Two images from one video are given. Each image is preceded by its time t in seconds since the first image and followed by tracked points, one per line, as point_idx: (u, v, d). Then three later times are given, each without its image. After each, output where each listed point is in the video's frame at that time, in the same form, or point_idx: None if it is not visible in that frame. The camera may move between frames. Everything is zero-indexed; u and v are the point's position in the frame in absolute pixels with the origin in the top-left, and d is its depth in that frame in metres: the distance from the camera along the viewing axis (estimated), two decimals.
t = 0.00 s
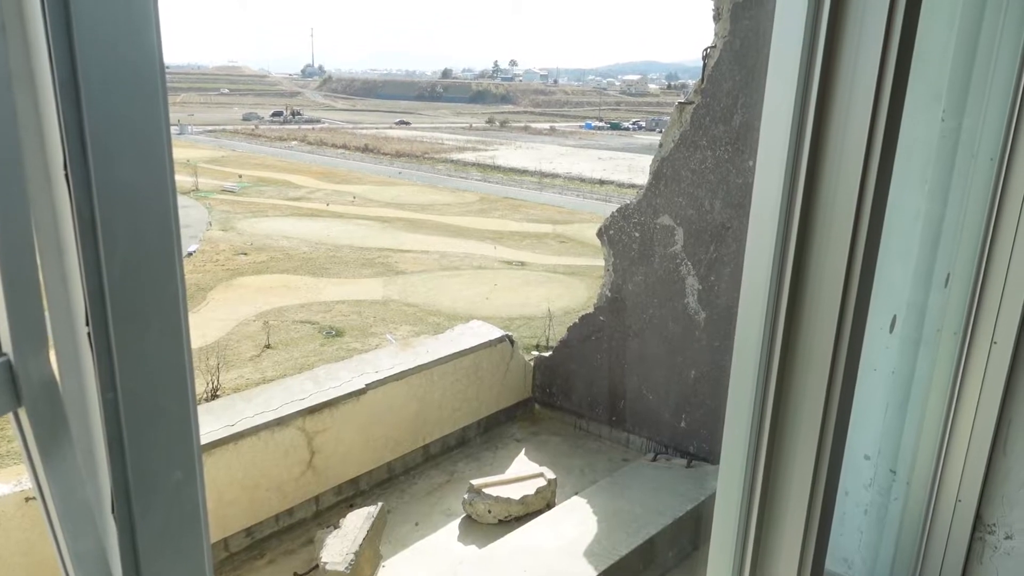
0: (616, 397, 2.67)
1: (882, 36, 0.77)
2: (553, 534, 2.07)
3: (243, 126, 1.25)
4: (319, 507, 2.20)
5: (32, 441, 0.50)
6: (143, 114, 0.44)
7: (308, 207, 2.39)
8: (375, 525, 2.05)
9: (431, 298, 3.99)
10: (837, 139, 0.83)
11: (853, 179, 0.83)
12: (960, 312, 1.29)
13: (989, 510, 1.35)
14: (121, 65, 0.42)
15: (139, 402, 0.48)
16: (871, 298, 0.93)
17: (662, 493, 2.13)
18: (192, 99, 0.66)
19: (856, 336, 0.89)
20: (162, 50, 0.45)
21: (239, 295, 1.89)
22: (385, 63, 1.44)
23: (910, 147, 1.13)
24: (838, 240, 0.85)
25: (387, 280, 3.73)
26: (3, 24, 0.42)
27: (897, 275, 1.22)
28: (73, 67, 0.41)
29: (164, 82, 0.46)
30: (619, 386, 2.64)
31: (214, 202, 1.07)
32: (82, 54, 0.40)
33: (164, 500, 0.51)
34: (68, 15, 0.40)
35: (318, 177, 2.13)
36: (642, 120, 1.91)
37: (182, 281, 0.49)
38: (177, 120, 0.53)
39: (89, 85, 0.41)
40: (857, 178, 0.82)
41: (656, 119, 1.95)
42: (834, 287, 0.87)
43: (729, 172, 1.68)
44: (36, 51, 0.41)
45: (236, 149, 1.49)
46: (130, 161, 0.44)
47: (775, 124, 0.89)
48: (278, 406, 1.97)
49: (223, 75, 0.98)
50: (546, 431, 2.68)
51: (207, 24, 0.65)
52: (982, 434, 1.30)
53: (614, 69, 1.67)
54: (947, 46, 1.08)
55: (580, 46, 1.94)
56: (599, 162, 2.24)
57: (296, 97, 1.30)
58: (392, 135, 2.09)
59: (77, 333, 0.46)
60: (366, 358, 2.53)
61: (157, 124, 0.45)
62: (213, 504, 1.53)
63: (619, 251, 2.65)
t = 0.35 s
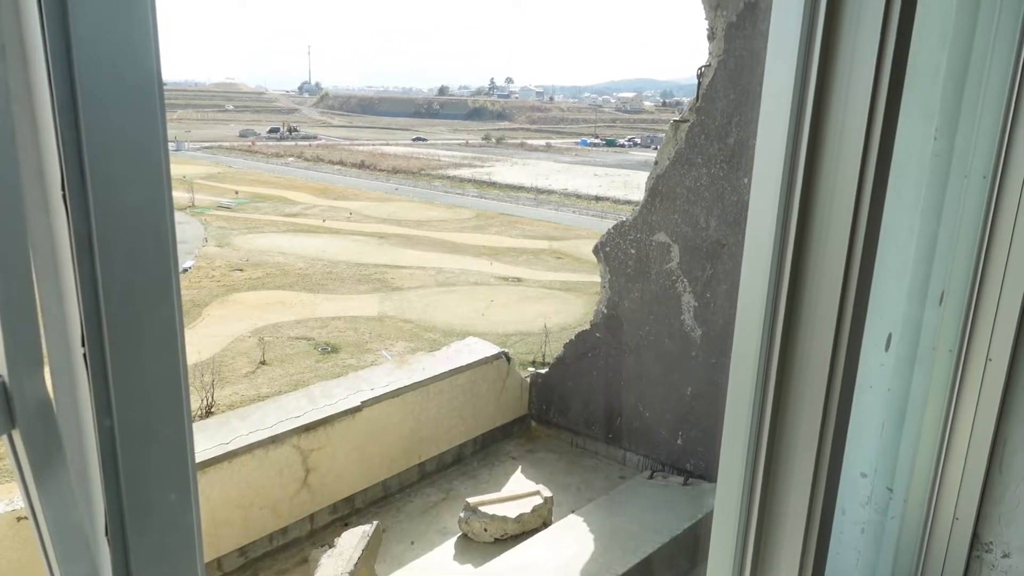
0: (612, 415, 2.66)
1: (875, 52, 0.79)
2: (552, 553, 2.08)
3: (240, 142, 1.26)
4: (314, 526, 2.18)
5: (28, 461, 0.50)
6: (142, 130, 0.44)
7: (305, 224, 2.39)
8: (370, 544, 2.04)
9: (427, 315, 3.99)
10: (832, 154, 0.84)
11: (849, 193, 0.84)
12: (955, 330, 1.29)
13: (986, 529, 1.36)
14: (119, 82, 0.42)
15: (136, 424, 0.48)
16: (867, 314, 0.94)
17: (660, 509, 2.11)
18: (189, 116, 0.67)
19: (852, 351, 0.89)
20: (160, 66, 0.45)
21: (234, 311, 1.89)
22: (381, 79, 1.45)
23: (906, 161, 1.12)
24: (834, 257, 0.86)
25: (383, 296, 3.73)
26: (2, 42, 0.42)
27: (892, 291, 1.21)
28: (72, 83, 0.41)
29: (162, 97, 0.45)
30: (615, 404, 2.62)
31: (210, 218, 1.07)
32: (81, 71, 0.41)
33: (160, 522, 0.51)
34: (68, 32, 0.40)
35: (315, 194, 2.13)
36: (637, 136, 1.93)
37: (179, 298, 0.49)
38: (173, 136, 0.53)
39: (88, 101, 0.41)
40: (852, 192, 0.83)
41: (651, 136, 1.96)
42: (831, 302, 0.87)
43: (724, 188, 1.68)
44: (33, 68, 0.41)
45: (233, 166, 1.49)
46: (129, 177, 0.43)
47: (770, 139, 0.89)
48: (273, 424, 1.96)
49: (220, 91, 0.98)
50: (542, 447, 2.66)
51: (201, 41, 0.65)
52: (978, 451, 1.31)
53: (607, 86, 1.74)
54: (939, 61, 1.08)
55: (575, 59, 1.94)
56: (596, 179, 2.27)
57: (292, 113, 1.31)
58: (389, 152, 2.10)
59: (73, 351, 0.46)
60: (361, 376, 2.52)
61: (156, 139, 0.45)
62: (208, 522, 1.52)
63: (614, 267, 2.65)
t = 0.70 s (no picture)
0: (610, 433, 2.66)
1: (867, 75, 0.79)
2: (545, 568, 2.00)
3: (237, 160, 1.26)
4: (309, 546, 2.17)
5: (19, 489, 0.48)
6: (140, 151, 0.44)
7: (301, 241, 2.39)
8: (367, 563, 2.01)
9: (424, 332, 3.98)
10: (825, 175, 0.85)
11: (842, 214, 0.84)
12: (952, 346, 1.29)
13: (985, 546, 1.36)
14: (118, 102, 0.42)
15: (132, 448, 0.48)
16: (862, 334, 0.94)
17: (657, 529, 2.09)
18: (187, 133, 0.66)
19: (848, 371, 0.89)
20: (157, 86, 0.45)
21: (229, 329, 1.88)
22: (379, 97, 1.46)
23: (901, 178, 1.12)
24: (828, 279, 0.86)
25: (380, 313, 3.72)
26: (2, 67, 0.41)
27: (890, 312, 1.20)
28: (70, 108, 0.41)
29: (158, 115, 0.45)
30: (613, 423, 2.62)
31: (207, 236, 1.07)
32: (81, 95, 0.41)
33: (154, 546, 0.51)
34: (66, 57, 0.40)
35: (311, 211, 2.13)
36: (633, 153, 1.94)
37: (176, 320, 0.49)
38: (172, 156, 0.53)
39: (88, 125, 0.41)
40: (846, 213, 0.83)
41: (647, 153, 1.97)
42: (826, 322, 0.87)
43: (720, 207, 1.68)
44: (33, 92, 0.41)
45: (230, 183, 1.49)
46: (129, 200, 0.44)
47: (764, 158, 0.90)
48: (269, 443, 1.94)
49: (218, 109, 0.98)
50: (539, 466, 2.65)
51: (197, 60, 0.65)
52: (977, 468, 1.31)
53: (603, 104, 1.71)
54: (932, 79, 1.08)
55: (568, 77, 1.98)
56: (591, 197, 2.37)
57: (290, 131, 1.31)
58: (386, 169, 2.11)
59: (69, 376, 0.46)
60: (357, 395, 2.50)
61: (154, 160, 0.45)
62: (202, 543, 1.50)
63: (611, 285, 2.64)
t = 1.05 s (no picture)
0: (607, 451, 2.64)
1: (858, 98, 0.80)
2: None
3: (233, 178, 1.26)
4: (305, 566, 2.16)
5: (15, 513, 0.48)
6: (138, 176, 0.42)
7: (298, 258, 2.38)
8: None
9: (422, 349, 3.98)
10: (818, 197, 0.85)
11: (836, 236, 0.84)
12: (947, 361, 1.29)
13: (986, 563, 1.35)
14: (117, 128, 0.40)
15: (127, 475, 0.47)
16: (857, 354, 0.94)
17: (655, 548, 2.06)
18: (185, 152, 0.66)
19: (844, 390, 0.89)
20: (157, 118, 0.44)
21: (225, 348, 1.88)
22: (376, 115, 1.46)
23: (894, 197, 1.11)
24: (823, 300, 0.86)
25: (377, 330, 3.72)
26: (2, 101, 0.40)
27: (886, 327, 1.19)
28: (68, 136, 0.39)
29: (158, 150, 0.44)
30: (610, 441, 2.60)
31: (203, 254, 1.06)
32: (80, 131, 0.39)
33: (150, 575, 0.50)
34: (66, 95, 0.39)
35: (308, 229, 2.13)
36: (629, 169, 1.94)
37: (173, 350, 0.48)
38: (171, 174, 0.53)
39: (86, 161, 0.40)
40: (841, 234, 0.84)
41: (643, 169, 1.97)
42: (822, 339, 0.87)
43: (716, 224, 1.68)
44: (32, 122, 0.40)
45: (226, 201, 1.49)
46: (128, 236, 0.42)
47: (758, 178, 0.90)
48: (266, 463, 1.93)
49: (215, 127, 0.98)
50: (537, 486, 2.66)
51: (193, 78, 0.65)
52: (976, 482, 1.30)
53: (599, 121, 1.79)
54: (923, 94, 1.09)
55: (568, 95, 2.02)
56: (588, 213, 2.36)
57: (287, 149, 1.31)
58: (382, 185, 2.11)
59: (66, 405, 0.45)
60: (355, 413, 2.48)
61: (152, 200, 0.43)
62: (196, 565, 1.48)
63: (609, 302, 2.65)
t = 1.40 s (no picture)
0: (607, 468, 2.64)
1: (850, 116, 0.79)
2: None
3: (233, 198, 1.27)
4: None
5: (15, 544, 0.47)
6: (136, 197, 0.41)
7: (297, 277, 2.38)
8: None
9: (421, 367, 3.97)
10: (813, 216, 0.84)
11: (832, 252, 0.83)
12: (945, 376, 1.28)
13: None
14: (120, 151, 0.40)
15: (126, 507, 0.44)
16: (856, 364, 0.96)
17: (657, 567, 2.04)
18: (185, 173, 0.65)
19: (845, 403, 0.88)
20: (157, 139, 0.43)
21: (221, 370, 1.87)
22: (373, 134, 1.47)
23: (891, 212, 1.11)
24: (818, 320, 0.85)
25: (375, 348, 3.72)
26: (3, 130, 0.40)
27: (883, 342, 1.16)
28: (68, 159, 0.38)
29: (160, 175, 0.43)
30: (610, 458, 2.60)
31: (202, 274, 1.06)
32: (80, 155, 0.38)
33: None
34: (63, 115, 0.38)
35: (305, 248, 2.13)
36: (626, 186, 1.95)
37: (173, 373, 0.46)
38: (169, 194, 0.52)
39: (86, 184, 0.39)
40: (835, 244, 0.82)
41: (640, 186, 1.97)
42: (822, 352, 0.85)
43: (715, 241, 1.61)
44: (32, 145, 0.39)
45: (225, 221, 1.49)
46: (127, 258, 0.41)
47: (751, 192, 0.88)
48: (265, 485, 1.92)
49: (214, 147, 0.98)
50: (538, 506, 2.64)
51: (191, 97, 0.65)
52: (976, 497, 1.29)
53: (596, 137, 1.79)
54: (915, 113, 1.09)
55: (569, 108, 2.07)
56: (587, 230, 2.37)
57: (286, 168, 1.31)
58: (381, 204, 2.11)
59: (64, 434, 0.43)
60: (354, 434, 2.47)
61: (152, 223, 0.42)
62: None
63: (609, 320, 2.63)
